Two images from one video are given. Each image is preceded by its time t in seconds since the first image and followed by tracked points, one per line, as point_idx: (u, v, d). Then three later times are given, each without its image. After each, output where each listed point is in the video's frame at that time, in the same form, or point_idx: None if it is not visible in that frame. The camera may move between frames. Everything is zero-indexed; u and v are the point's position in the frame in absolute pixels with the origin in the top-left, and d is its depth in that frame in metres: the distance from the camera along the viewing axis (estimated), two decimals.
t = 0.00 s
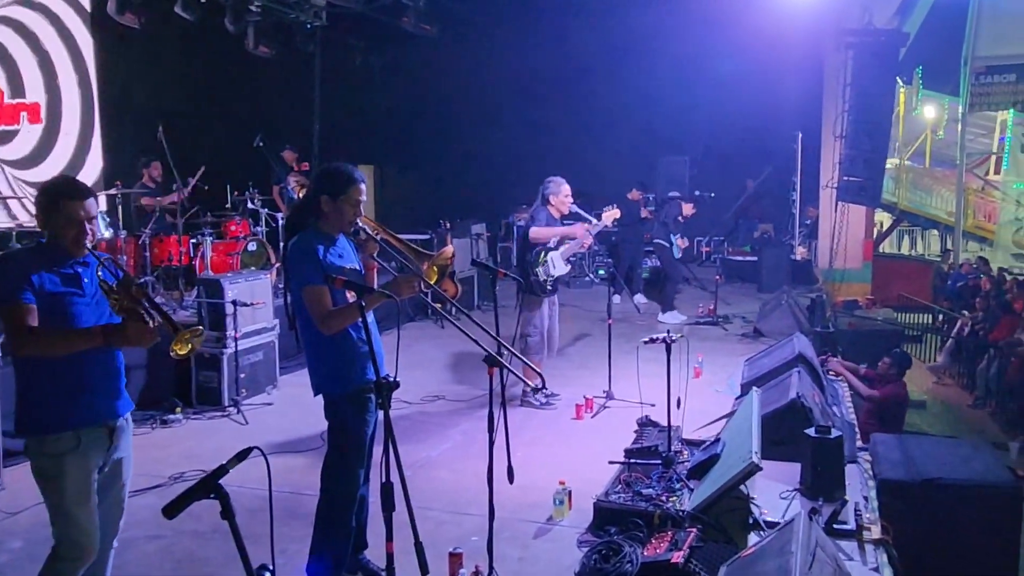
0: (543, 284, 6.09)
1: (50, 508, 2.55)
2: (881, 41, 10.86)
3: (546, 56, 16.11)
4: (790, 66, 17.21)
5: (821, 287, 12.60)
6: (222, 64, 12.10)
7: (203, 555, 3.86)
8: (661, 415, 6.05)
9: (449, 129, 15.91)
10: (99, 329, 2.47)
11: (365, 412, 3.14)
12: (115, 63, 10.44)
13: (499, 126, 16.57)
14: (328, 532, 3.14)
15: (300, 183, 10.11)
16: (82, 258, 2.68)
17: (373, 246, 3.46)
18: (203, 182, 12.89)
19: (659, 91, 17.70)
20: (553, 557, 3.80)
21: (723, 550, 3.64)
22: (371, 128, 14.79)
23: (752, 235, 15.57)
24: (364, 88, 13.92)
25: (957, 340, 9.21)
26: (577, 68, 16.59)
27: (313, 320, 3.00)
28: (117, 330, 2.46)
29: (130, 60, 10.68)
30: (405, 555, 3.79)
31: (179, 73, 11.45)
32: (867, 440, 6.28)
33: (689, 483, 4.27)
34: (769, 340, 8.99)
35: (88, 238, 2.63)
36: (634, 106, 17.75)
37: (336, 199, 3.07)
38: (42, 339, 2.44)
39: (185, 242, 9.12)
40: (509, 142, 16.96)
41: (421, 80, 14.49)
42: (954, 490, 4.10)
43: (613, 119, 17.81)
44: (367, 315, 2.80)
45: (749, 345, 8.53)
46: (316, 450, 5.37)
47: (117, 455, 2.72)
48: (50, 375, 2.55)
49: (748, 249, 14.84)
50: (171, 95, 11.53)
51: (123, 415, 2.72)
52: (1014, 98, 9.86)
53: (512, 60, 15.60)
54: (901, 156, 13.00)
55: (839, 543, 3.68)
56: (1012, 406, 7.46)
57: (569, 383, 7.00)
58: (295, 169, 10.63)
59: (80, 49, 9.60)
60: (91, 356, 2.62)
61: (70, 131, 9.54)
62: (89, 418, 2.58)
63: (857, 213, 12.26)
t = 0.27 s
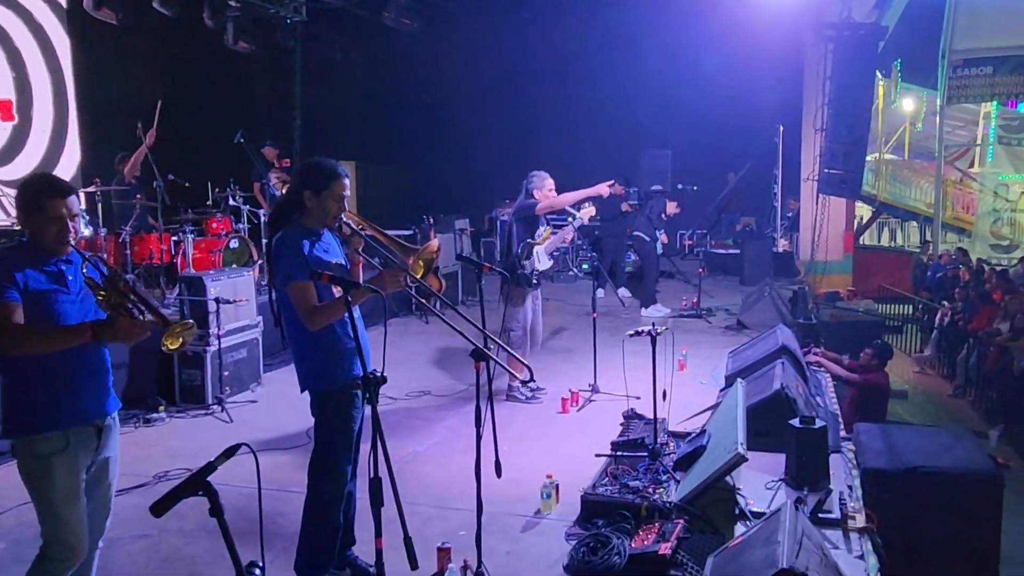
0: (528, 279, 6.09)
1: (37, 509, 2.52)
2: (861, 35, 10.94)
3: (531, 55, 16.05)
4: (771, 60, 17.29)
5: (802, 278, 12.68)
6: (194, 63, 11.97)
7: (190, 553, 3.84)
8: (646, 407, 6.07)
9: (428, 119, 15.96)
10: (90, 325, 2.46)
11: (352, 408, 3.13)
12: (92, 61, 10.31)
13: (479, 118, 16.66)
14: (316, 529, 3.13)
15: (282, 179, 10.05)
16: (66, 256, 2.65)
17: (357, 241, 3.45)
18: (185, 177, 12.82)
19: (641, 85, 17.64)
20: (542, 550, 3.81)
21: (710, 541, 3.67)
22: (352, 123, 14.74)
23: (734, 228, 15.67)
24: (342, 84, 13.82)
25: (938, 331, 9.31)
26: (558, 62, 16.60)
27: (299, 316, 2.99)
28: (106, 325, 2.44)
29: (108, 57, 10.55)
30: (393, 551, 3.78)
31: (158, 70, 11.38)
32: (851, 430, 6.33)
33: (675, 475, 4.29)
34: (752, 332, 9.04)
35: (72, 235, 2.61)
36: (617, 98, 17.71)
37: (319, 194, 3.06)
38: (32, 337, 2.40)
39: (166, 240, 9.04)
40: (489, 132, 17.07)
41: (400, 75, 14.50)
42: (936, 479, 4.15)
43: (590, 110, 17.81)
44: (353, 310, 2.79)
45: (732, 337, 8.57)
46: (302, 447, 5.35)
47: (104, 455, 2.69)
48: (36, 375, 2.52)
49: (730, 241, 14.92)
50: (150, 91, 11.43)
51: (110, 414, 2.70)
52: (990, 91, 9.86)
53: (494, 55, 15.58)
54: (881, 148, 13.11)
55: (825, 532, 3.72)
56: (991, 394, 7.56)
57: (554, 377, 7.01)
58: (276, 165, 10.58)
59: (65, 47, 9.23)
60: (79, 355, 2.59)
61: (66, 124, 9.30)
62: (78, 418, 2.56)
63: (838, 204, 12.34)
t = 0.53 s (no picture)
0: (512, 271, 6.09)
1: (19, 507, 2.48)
2: (840, 26, 11.01)
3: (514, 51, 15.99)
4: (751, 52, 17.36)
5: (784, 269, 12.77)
6: (173, 63, 11.75)
7: (174, 550, 3.81)
8: (631, 398, 6.09)
9: (406, 110, 15.96)
10: (72, 320, 2.43)
11: (338, 401, 3.12)
12: (72, 61, 10.16)
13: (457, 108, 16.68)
14: (302, 521, 3.11)
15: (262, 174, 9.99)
16: (45, 251, 2.61)
17: (341, 233, 3.43)
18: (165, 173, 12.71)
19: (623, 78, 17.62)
20: (529, 540, 3.81)
21: (696, 529, 3.69)
22: (333, 117, 14.67)
23: (716, 219, 15.76)
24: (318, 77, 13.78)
25: (918, 319, 9.40)
26: (541, 56, 16.58)
27: (283, 309, 2.97)
28: (89, 319, 2.41)
29: (87, 54, 10.41)
30: (381, 543, 3.77)
31: (138, 68, 11.22)
32: (834, 418, 6.39)
33: (661, 464, 4.30)
34: (735, 322, 9.09)
35: (51, 229, 2.57)
36: (598, 90, 17.72)
37: (302, 186, 3.03)
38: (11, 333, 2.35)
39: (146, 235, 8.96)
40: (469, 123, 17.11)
41: (380, 68, 14.44)
42: (917, 464, 4.19)
43: (571, 105, 17.82)
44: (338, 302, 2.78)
45: (716, 327, 8.61)
46: (287, 442, 5.32)
47: (87, 451, 2.66)
48: (17, 371, 2.48)
49: (712, 233, 14.99)
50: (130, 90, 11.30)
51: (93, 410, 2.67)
52: (967, 82, 9.90)
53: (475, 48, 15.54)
54: (860, 139, 13.23)
55: (809, 518, 3.75)
56: (969, 381, 7.65)
57: (539, 369, 7.01)
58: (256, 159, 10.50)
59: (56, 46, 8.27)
60: (60, 350, 2.56)
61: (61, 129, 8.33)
62: (62, 415, 2.53)
63: (819, 194, 12.42)
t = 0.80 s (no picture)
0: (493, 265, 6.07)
1: None
2: (816, 18, 11.08)
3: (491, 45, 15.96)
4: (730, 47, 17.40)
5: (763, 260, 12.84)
6: (145, 57, 11.56)
7: (154, 548, 3.77)
8: (613, 389, 6.11)
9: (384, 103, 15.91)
10: (47, 316, 2.40)
11: (318, 395, 3.10)
12: (47, 56, 9.97)
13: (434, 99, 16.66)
14: (283, 517, 3.09)
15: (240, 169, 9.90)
16: (19, 244, 2.56)
17: (321, 226, 3.40)
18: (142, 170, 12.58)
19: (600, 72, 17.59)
20: (512, 532, 3.82)
21: (678, 518, 3.71)
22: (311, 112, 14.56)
23: (696, 212, 15.83)
24: (292, 72, 13.60)
25: (895, 309, 9.49)
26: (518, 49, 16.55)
27: (263, 302, 2.94)
28: (65, 316, 2.39)
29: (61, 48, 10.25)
30: (364, 537, 3.76)
31: (112, 61, 11.08)
32: (813, 406, 6.44)
33: (643, 454, 4.32)
34: (716, 313, 9.14)
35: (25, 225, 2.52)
36: (577, 83, 17.72)
37: (281, 178, 3.00)
38: None
39: (122, 232, 8.85)
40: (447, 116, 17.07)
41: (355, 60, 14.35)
42: (896, 451, 4.23)
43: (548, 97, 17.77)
44: (318, 294, 2.76)
45: (695, 319, 8.65)
46: (268, 439, 5.29)
47: (65, 450, 2.62)
48: None
49: (691, 225, 15.06)
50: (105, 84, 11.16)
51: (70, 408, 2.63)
52: (941, 73, 9.97)
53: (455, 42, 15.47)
54: (837, 132, 13.34)
55: (791, 506, 3.78)
56: (945, 369, 7.74)
57: (520, 362, 7.01)
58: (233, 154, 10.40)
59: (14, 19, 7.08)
60: (34, 347, 2.51)
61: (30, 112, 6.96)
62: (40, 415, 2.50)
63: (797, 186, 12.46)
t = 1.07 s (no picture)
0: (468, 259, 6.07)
1: None
2: (784, 13, 11.20)
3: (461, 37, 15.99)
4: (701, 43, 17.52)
5: (736, 253, 12.94)
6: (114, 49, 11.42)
7: (128, 550, 3.73)
8: (589, 382, 6.14)
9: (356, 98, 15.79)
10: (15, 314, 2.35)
11: (294, 392, 3.08)
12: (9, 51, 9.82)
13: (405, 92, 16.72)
14: (260, 515, 3.07)
15: (211, 167, 9.80)
16: None
17: (294, 222, 3.38)
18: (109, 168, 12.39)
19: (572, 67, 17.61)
20: (491, 526, 3.82)
21: (655, 509, 3.74)
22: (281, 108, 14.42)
23: (669, 206, 15.92)
24: (263, 68, 13.50)
25: (866, 299, 9.63)
26: (489, 43, 16.59)
27: (237, 299, 2.92)
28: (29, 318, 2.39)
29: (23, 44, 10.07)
30: (342, 534, 3.74)
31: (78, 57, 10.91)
32: (787, 396, 6.51)
33: (620, 447, 4.35)
34: (690, 306, 9.20)
35: None
36: (549, 78, 17.72)
37: (253, 174, 2.97)
38: None
39: (91, 232, 8.72)
40: (420, 111, 17.02)
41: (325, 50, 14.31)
42: (868, 439, 4.29)
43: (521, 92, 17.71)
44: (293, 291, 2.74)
45: (670, 312, 8.71)
46: (243, 438, 5.25)
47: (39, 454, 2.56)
48: None
49: (665, 219, 15.15)
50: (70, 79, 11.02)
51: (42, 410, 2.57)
52: (908, 66, 9.89)
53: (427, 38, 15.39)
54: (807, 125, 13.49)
55: (766, 495, 3.82)
56: (915, 358, 7.87)
57: (496, 357, 7.02)
58: (203, 151, 10.29)
59: None
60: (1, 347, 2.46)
61: None
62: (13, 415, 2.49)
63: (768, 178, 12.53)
